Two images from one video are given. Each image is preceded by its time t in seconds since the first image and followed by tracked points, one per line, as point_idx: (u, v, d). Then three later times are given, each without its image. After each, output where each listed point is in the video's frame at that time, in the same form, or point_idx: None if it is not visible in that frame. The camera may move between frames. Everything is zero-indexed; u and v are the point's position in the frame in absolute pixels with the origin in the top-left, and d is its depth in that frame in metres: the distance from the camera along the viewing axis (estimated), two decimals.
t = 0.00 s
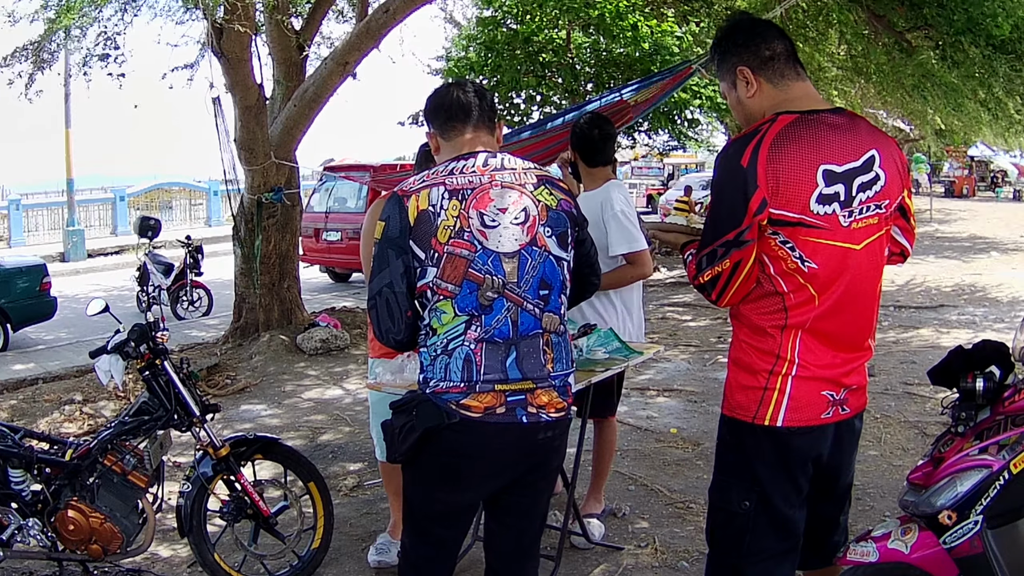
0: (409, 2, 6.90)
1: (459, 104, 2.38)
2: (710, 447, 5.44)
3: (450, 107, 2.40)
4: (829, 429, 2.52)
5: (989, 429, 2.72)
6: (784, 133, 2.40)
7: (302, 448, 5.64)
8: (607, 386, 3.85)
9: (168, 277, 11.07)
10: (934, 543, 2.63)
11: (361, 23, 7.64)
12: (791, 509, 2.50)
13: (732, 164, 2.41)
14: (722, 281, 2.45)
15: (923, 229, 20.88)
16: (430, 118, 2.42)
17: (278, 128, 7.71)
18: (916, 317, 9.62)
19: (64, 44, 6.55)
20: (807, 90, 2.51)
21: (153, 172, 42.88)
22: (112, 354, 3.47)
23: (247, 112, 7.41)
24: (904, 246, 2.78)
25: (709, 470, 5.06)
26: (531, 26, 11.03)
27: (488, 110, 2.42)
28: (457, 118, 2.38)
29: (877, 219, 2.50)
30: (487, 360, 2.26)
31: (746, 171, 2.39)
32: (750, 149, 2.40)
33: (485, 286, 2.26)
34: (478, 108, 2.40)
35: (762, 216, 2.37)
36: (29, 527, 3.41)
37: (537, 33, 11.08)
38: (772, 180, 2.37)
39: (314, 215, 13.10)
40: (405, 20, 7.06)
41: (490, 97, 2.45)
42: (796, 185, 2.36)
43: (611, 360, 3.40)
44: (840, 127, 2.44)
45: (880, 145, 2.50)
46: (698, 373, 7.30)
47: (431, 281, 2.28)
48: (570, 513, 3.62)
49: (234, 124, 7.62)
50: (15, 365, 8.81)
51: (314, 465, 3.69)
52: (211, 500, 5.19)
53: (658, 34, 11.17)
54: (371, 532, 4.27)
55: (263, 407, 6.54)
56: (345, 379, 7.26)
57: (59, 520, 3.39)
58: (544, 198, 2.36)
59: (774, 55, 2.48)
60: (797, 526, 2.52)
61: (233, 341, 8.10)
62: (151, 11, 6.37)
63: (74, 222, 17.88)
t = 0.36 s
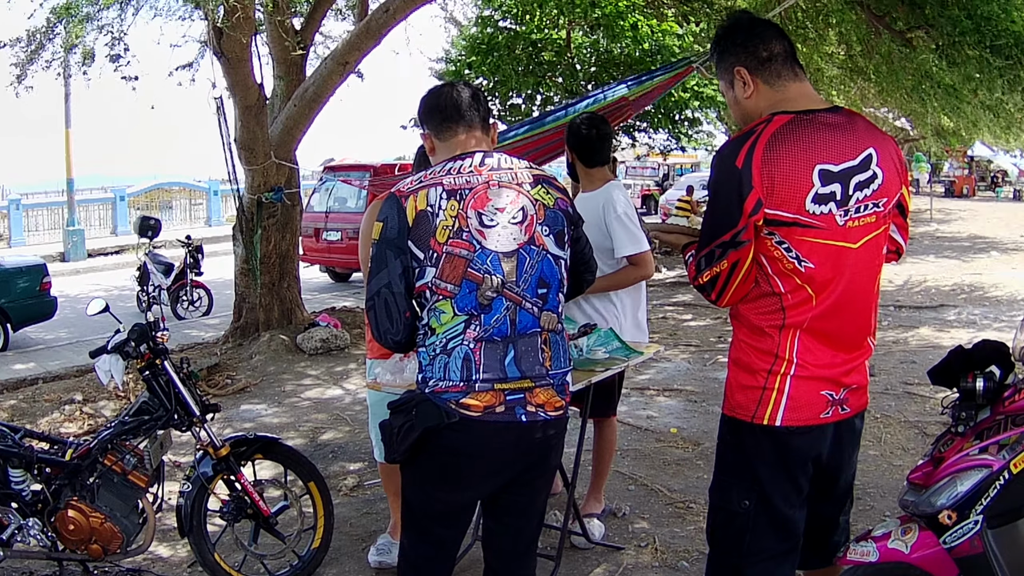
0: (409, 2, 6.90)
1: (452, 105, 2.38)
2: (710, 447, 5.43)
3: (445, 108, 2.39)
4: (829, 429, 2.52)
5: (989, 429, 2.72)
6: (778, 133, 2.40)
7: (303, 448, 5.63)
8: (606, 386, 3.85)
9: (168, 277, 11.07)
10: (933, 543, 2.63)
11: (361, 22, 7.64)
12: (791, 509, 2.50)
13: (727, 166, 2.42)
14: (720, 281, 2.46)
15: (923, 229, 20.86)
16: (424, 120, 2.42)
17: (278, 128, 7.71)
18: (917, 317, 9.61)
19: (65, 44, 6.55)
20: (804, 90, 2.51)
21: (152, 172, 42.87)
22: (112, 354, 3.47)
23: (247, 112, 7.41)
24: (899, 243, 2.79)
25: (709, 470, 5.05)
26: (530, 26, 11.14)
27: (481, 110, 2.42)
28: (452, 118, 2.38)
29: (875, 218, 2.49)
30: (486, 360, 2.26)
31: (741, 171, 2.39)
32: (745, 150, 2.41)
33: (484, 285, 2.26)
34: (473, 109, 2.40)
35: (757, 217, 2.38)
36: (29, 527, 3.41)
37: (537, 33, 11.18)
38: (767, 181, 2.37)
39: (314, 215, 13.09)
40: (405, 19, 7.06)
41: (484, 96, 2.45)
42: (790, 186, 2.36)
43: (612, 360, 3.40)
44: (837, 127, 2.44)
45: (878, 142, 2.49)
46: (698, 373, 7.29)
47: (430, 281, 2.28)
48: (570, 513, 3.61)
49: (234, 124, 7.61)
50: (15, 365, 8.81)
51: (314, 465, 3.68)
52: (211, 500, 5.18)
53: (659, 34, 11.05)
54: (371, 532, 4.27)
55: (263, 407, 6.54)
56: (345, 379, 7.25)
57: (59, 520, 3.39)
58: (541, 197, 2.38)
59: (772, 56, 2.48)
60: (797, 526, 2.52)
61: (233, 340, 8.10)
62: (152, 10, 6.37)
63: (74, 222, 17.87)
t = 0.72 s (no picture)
0: (409, 1, 6.90)
1: (450, 106, 2.39)
2: (710, 447, 5.43)
3: (444, 109, 2.40)
4: (828, 428, 2.52)
5: (989, 428, 2.72)
6: (777, 134, 2.40)
7: (303, 448, 5.63)
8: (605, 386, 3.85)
9: (168, 277, 11.06)
10: (933, 543, 2.63)
11: (361, 22, 7.64)
12: (791, 508, 2.50)
13: (726, 166, 2.41)
14: (719, 281, 2.46)
15: (923, 229, 20.83)
16: (423, 121, 2.42)
17: (278, 128, 7.71)
18: (917, 317, 9.60)
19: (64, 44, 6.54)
20: (801, 90, 2.51)
21: (152, 172, 42.86)
22: (113, 354, 3.47)
23: (247, 111, 7.40)
24: (898, 241, 2.79)
25: (709, 470, 5.05)
26: (530, 26, 11.08)
27: (480, 112, 2.42)
28: (450, 120, 2.38)
29: (873, 217, 2.50)
30: (486, 359, 2.26)
31: (740, 172, 2.39)
32: (743, 150, 2.40)
33: (484, 284, 2.26)
34: (472, 109, 2.41)
35: (756, 217, 2.37)
36: (29, 527, 3.41)
37: (536, 33, 11.10)
38: (765, 181, 2.37)
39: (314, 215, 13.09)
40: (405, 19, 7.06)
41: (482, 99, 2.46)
42: (789, 187, 2.36)
43: (612, 359, 3.40)
44: (835, 127, 2.44)
45: (876, 141, 2.49)
46: (698, 373, 7.29)
47: (430, 280, 2.28)
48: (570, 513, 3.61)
49: (234, 124, 7.61)
50: (16, 365, 8.80)
51: (314, 465, 3.68)
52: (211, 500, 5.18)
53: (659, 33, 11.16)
54: (371, 532, 4.27)
55: (263, 407, 6.54)
56: (345, 379, 7.24)
57: (59, 520, 3.39)
58: (540, 196, 2.38)
59: (770, 56, 2.48)
60: (797, 525, 2.53)
61: (233, 341, 8.10)
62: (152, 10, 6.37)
63: (74, 222, 17.86)
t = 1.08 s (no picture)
0: (409, 2, 6.91)
1: (445, 107, 2.37)
2: (710, 447, 5.43)
3: (439, 110, 2.38)
4: (827, 428, 2.52)
5: (989, 428, 2.72)
6: (777, 133, 2.40)
7: (303, 448, 5.63)
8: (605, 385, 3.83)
9: (168, 277, 11.06)
10: (933, 543, 2.63)
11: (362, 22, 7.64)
12: (791, 508, 2.50)
13: (726, 164, 2.42)
14: (719, 280, 2.45)
15: (923, 229, 20.83)
16: (418, 122, 2.41)
17: (278, 128, 7.70)
18: (917, 317, 9.60)
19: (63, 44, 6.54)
20: (799, 91, 2.50)
21: (152, 172, 42.86)
22: (113, 354, 3.47)
23: (247, 111, 7.40)
24: (895, 240, 2.79)
25: (709, 470, 5.05)
26: (532, 26, 11.03)
27: (474, 113, 2.41)
28: (445, 120, 2.37)
29: (873, 216, 2.50)
30: (487, 361, 2.26)
31: (740, 170, 2.39)
32: (743, 148, 2.40)
33: (484, 287, 2.26)
34: (467, 109, 2.39)
35: (755, 215, 2.37)
36: (29, 527, 3.41)
37: (537, 33, 11.09)
38: (764, 180, 2.37)
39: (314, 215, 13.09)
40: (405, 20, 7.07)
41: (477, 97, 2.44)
42: (789, 186, 2.36)
43: (612, 360, 3.40)
44: (834, 126, 2.44)
45: (875, 141, 2.49)
46: (698, 373, 7.29)
47: (430, 284, 2.28)
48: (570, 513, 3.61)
49: (234, 124, 7.61)
50: (16, 365, 8.80)
51: (314, 465, 3.68)
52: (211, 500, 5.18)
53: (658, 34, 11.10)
54: (371, 532, 4.27)
55: (263, 407, 6.54)
56: (345, 379, 7.24)
57: (59, 520, 3.39)
58: (538, 196, 2.37)
59: (766, 58, 2.47)
60: (797, 525, 2.53)
61: (233, 341, 8.10)
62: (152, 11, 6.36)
63: (75, 222, 17.86)
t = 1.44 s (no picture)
0: (409, 2, 6.90)
1: (438, 108, 2.37)
2: (710, 447, 5.43)
3: (431, 110, 2.38)
4: (828, 427, 2.52)
5: (989, 428, 2.71)
6: (777, 126, 2.40)
7: (303, 448, 5.63)
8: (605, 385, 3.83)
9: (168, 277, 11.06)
10: (933, 543, 2.63)
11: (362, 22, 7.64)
12: (791, 508, 2.50)
13: (726, 153, 2.41)
14: (712, 270, 2.41)
15: (923, 229, 20.83)
16: (411, 123, 2.41)
17: (278, 128, 7.70)
18: (917, 317, 9.60)
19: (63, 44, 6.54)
20: (796, 91, 2.50)
21: (152, 172, 42.84)
22: (113, 354, 3.47)
23: (247, 111, 7.39)
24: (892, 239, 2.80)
25: (709, 470, 5.05)
26: (532, 25, 11.11)
27: (467, 112, 2.41)
28: (437, 121, 2.37)
29: (871, 213, 2.50)
30: (486, 362, 2.26)
31: (740, 160, 2.38)
32: (744, 137, 2.40)
33: (483, 288, 2.26)
34: (459, 109, 2.39)
35: (752, 203, 2.37)
36: (29, 527, 3.41)
37: (537, 33, 11.15)
38: (764, 171, 2.37)
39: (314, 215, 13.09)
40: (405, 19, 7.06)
41: (469, 97, 2.44)
42: (789, 179, 2.36)
43: (612, 359, 3.40)
44: (832, 124, 2.44)
45: (874, 138, 2.50)
46: (698, 373, 7.29)
47: (428, 287, 2.28)
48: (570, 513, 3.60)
49: (234, 124, 7.61)
50: (15, 365, 8.80)
51: (314, 465, 3.68)
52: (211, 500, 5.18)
53: (658, 34, 10.85)
54: (371, 532, 4.27)
55: (263, 407, 6.53)
56: (345, 379, 7.24)
57: (59, 520, 3.39)
58: (534, 195, 2.37)
59: (762, 65, 2.46)
60: (796, 525, 2.53)
61: (233, 340, 8.10)
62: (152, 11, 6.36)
63: (74, 222, 17.86)
